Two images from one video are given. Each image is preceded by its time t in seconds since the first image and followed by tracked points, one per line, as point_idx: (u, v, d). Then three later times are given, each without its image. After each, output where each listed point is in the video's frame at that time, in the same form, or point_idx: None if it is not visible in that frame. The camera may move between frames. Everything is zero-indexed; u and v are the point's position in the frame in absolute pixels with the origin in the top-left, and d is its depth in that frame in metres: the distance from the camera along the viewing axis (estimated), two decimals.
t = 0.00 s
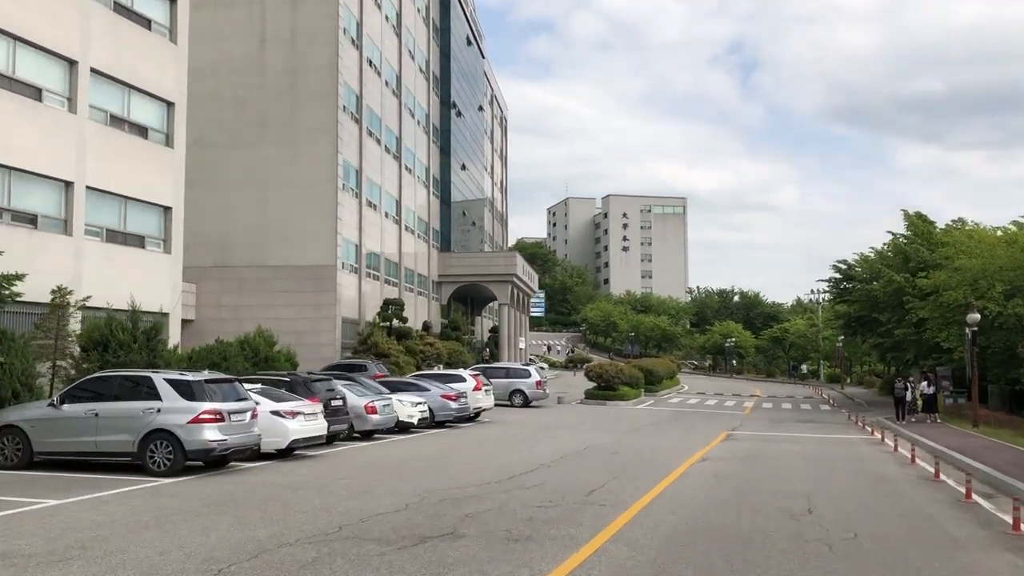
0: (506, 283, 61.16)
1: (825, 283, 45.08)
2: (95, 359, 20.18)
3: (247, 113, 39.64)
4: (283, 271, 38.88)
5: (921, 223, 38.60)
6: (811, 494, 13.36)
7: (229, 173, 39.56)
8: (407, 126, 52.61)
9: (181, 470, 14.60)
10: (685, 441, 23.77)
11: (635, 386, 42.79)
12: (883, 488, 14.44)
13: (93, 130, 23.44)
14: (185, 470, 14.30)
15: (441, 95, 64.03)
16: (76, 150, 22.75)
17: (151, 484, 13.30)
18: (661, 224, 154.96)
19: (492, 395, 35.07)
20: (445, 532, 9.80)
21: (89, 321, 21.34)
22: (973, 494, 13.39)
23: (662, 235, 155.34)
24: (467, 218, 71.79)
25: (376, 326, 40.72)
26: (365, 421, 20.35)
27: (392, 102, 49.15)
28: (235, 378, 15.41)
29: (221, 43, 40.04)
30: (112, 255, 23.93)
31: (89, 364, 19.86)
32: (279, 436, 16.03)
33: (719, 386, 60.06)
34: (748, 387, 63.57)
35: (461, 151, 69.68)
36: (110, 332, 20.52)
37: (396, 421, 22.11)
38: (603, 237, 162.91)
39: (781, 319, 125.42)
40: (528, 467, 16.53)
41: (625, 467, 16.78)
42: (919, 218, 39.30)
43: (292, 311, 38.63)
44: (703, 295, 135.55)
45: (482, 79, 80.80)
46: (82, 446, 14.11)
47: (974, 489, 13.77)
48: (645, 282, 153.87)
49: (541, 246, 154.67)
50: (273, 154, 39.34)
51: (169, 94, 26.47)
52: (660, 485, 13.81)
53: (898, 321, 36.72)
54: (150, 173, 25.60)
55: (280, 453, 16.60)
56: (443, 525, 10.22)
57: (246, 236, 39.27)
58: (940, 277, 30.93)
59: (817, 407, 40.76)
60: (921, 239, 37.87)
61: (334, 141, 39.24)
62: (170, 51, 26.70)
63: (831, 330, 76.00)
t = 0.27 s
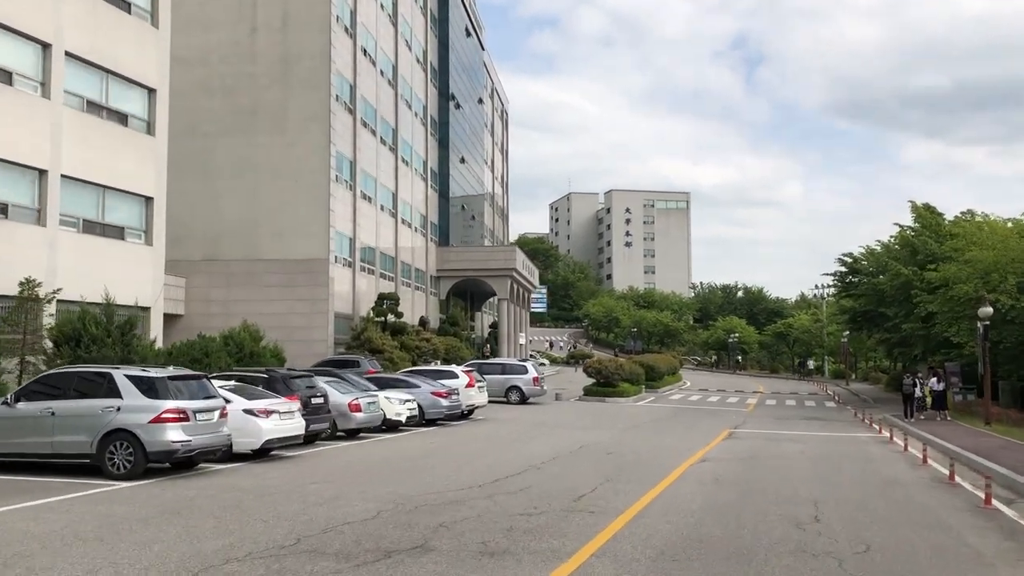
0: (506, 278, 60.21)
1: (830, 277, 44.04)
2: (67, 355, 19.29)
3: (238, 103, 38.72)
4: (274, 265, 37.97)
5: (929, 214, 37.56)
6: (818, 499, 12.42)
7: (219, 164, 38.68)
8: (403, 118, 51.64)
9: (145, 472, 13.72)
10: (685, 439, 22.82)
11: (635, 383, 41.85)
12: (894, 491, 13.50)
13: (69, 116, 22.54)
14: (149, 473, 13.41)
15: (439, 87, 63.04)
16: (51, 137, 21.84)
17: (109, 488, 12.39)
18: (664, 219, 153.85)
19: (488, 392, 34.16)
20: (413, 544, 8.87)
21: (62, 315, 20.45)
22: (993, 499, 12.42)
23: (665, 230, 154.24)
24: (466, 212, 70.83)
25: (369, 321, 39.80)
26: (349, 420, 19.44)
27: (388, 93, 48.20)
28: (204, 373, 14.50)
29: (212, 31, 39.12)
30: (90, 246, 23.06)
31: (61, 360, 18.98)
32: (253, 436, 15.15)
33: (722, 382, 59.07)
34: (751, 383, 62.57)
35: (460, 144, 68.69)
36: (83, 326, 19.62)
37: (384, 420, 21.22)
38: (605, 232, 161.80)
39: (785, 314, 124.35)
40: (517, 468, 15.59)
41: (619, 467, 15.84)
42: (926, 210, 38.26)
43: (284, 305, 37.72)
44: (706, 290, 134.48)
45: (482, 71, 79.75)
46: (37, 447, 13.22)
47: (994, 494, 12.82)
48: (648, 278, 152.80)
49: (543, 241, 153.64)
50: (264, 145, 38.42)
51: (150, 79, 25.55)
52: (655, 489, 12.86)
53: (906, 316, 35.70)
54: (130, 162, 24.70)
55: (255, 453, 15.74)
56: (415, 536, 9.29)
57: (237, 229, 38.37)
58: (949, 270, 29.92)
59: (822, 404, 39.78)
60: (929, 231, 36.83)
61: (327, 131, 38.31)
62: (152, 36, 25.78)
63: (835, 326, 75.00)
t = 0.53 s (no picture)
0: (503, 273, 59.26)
1: (833, 271, 43.03)
2: (32, 350, 18.38)
3: (226, 93, 37.77)
4: (263, 259, 37.04)
5: (935, 205, 36.55)
6: (824, 506, 11.46)
7: (207, 155, 37.74)
8: (398, 109, 50.64)
9: (99, 476, 12.79)
10: (683, 438, 21.88)
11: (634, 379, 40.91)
12: (906, 496, 12.53)
13: (39, 102, 21.61)
14: (102, 477, 12.50)
15: (436, 79, 62.01)
16: (19, 123, 20.91)
17: (57, 494, 11.48)
18: (665, 215, 152.78)
19: (482, 389, 33.23)
20: (371, 562, 7.91)
21: (29, 309, 19.51)
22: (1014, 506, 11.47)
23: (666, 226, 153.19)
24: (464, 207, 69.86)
25: (361, 317, 38.85)
26: (328, 419, 18.51)
27: (382, 84, 47.21)
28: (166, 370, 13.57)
29: (199, 19, 38.16)
30: (62, 238, 22.14)
31: (25, 356, 18.06)
32: (219, 437, 14.24)
33: (723, 379, 58.08)
34: (752, 380, 61.62)
35: (457, 137, 67.66)
36: (50, 320, 18.71)
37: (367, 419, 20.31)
38: (606, 228, 160.77)
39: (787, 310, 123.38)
40: (503, 471, 14.65)
41: (612, 470, 14.90)
42: (932, 201, 37.25)
43: (273, 301, 36.80)
44: (708, 286, 133.50)
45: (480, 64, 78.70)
46: None
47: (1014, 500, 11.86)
48: (649, 274, 151.77)
49: (543, 237, 152.63)
50: (253, 136, 37.49)
51: (128, 65, 24.62)
52: (647, 495, 11.90)
53: (911, 310, 34.71)
54: (106, 150, 23.75)
55: (223, 456, 14.87)
56: (376, 552, 8.35)
57: (225, 222, 37.43)
58: (957, 262, 28.93)
59: (825, 401, 38.81)
60: (936, 223, 35.83)
61: (317, 122, 37.36)
62: (130, 20, 24.85)
63: (838, 321, 74.06)
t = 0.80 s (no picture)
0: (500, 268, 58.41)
1: (836, 266, 41.95)
2: None
3: (211, 83, 36.77)
4: (250, 254, 36.06)
5: (940, 197, 35.49)
6: (828, 516, 10.48)
7: (191, 147, 36.73)
8: (391, 101, 49.62)
9: (43, 483, 11.83)
10: (680, 438, 20.89)
11: (632, 377, 39.91)
12: (916, 503, 11.53)
13: (3, 87, 20.61)
14: (45, 485, 11.53)
15: (431, 71, 60.95)
16: None
17: None
18: (666, 211, 151.68)
19: (474, 387, 32.25)
20: None
21: None
22: None
23: (666, 222, 152.12)
24: (460, 202, 68.82)
25: (351, 313, 37.87)
26: (303, 420, 17.53)
27: (374, 75, 46.20)
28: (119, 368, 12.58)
29: (184, 7, 37.14)
30: (28, 229, 21.17)
31: None
32: (178, 440, 13.26)
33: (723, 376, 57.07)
34: (753, 377, 60.62)
35: (453, 130, 66.58)
36: (9, 315, 17.74)
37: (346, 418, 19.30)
38: (606, 225, 159.69)
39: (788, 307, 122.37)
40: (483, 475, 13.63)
41: (600, 474, 13.91)
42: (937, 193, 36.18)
43: (260, 296, 35.83)
44: (709, 283, 132.44)
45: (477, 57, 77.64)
46: None
47: None
48: (650, 271, 150.70)
49: (543, 234, 151.56)
50: (239, 127, 36.51)
51: (101, 50, 23.61)
52: (636, 504, 10.89)
53: (917, 305, 33.65)
54: (76, 138, 22.74)
55: (184, 460, 13.88)
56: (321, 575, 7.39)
57: (210, 215, 36.43)
58: (966, 255, 27.87)
59: (828, 399, 37.80)
60: (942, 216, 34.77)
61: (305, 113, 36.36)
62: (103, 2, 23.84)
63: (841, 318, 73.04)
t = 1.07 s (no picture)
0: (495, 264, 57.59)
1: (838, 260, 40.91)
2: None
3: (194, 73, 35.70)
4: (233, 248, 35.00)
5: (946, 189, 34.42)
6: (832, 530, 9.42)
7: (173, 138, 35.65)
8: (383, 93, 48.53)
9: None
10: (675, 439, 19.84)
11: (628, 374, 38.85)
12: (930, 514, 10.47)
13: None
14: None
15: (425, 63, 59.85)
16: None
17: None
18: (666, 207, 150.50)
19: (464, 385, 31.20)
20: None
21: None
22: None
23: (666, 218, 151.00)
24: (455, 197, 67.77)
25: (339, 310, 36.82)
26: (272, 422, 16.53)
27: (365, 65, 45.14)
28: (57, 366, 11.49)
29: None
30: None
31: None
32: (126, 445, 12.18)
33: (723, 374, 56.02)
34: (753, 374, 59.59)
35: (448, 124, 65.50)
36: None
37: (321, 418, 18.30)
38: (606, 222, 158.56)
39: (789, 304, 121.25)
40: (458, 481, 12.59)
41: (586, 479, 12.85)
42: (943, 184, 35.11)
43: (244, 292, 34.78)
44: (709, 279, 131.31)
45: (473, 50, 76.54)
46: None
47: None
48: (650, 268, 149.61)
49: (542, 231, 150.43)
50: (223, 118, 35.44)
51: (69, 33, 22.54)
52: (621, 516, 9.82)
53: (923, 300, 32.58)
54: (41, 124, 21.63)
55: (136, 465, 12.85)
56: None
57: (193, 209, 35.36)
58: (975, 247, 26.78)
59: (830, 397, 36.74)
60: (948, 208, 33.69)
61: (290, 103, 35.29)
62: None
63: (843, 314, 71.99)
